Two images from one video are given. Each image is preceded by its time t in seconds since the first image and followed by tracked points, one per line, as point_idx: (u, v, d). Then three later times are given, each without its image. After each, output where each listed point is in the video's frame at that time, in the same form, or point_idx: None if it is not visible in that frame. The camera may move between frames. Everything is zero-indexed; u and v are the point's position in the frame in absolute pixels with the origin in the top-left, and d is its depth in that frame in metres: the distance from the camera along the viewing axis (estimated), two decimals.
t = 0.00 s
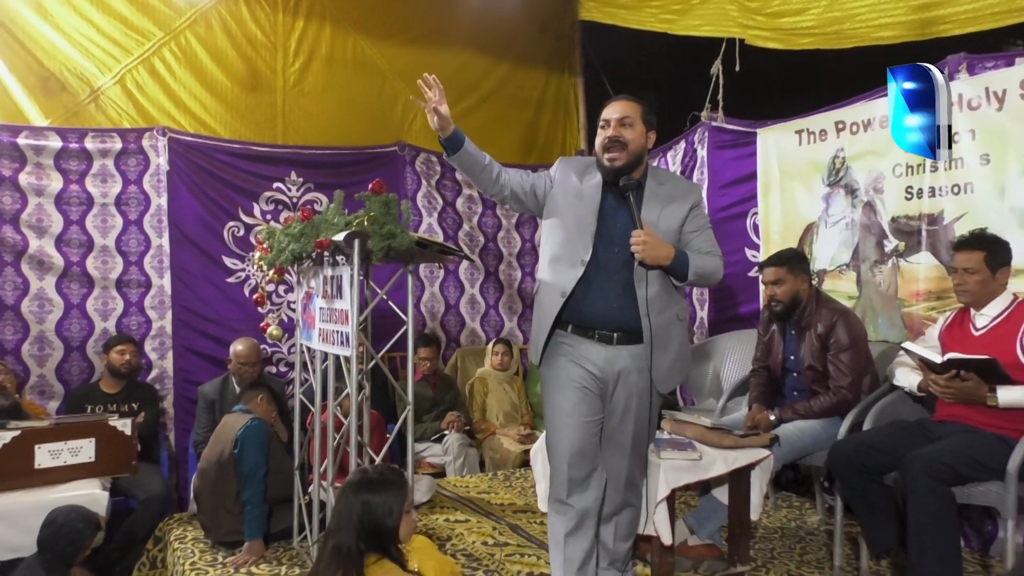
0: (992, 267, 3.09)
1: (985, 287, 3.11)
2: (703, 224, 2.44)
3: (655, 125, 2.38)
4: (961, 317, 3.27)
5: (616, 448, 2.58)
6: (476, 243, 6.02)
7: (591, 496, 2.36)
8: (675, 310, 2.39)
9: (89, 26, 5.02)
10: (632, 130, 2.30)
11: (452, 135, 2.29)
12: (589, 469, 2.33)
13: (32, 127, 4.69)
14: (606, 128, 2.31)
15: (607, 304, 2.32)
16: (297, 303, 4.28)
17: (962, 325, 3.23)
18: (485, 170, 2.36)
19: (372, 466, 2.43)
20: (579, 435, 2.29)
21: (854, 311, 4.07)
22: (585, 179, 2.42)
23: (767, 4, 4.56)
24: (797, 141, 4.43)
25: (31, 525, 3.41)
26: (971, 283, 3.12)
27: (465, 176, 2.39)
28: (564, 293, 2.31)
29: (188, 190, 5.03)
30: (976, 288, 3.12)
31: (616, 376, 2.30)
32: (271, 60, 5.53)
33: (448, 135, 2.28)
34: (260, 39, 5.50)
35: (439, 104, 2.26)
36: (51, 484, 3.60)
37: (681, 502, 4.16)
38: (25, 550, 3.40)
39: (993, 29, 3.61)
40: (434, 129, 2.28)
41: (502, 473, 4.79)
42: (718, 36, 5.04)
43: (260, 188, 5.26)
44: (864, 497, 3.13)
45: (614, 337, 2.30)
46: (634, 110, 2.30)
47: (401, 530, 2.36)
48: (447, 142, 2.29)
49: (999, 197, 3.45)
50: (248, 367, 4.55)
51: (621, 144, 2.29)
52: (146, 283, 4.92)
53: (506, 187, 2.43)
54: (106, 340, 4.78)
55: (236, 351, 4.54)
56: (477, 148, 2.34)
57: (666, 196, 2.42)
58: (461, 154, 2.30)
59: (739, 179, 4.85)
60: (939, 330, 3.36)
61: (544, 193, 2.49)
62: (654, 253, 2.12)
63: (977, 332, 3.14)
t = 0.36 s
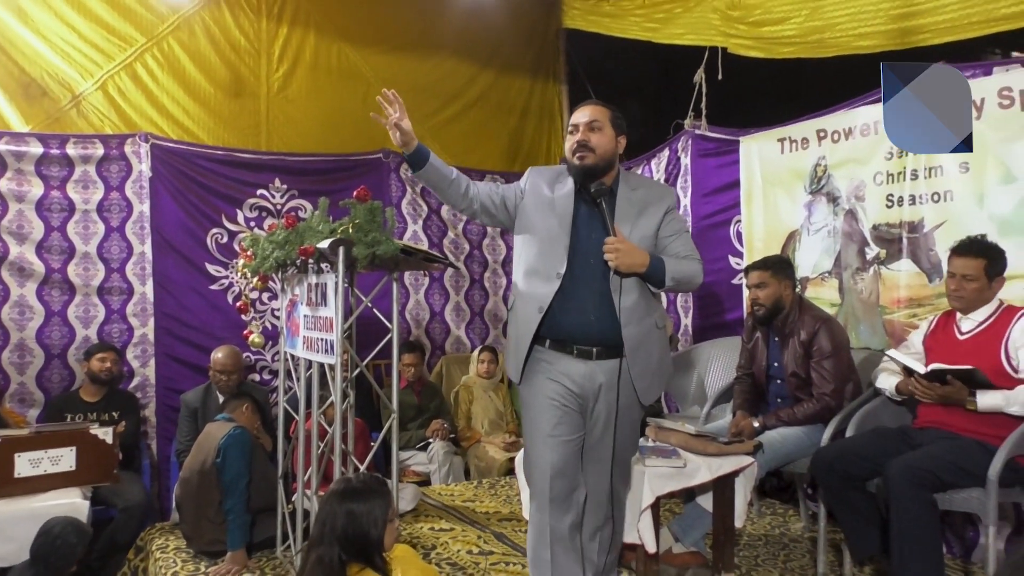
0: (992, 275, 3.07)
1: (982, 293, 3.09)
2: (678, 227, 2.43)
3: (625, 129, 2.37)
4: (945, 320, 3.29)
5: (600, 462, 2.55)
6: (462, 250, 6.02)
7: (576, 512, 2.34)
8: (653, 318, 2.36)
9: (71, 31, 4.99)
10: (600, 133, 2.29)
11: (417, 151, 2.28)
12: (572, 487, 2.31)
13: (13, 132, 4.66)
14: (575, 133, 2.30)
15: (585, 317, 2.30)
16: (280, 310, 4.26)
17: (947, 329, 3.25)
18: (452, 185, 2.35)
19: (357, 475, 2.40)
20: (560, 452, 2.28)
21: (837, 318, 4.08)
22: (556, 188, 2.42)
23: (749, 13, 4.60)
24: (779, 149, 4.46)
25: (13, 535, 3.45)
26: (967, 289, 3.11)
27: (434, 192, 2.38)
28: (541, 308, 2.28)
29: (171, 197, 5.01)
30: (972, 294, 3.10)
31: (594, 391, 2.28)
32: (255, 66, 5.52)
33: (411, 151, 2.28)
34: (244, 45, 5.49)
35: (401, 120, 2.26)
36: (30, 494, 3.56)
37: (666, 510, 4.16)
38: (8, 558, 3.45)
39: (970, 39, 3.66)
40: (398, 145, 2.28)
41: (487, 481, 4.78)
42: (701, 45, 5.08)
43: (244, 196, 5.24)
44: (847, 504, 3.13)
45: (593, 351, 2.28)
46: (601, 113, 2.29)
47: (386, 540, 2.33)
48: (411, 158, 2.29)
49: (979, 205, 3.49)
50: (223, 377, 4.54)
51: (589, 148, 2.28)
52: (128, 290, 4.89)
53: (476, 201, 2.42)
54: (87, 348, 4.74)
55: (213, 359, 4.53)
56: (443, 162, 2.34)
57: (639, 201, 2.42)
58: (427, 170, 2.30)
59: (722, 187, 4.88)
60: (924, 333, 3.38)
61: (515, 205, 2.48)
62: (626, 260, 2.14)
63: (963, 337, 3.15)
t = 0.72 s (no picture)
0: (983, 290, 3.10)
1: (979, 310, 3.12)
2: (659, 237, 2.29)
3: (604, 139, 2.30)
4: (948, 334, 3.28)
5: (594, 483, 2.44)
6: (459, 265, 6.01)
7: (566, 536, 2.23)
8: (638, 330, 2.23)
9: (69, 48, 5.01)
10: (576, 140, 2.22)
11: (399, 168, 2.22)
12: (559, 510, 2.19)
13: (11, 149, 4.67)
14: (551, 141, 2.23)
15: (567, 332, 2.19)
16: (277, 327, 4.26)
17: (950, 343, 3.25)
18: (433, 203, 2.28)
19: (356, 492, 2.39)
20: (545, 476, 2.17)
21: (834, 334, 4.09)
22: (533, 200, 2.35)
23: (746, 31, 4.62)
24: (776, 165, 4.48)
25: (7, 552, 3.36)
26: (964, 307, 3.13)
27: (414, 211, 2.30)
28: (523, 324, 2.19)
29: (169, 213, 5.02)
30: (969, 312, 3.12)
31: (576, 407, 2.16)
32: (253, 82, 5.54)
33: (397, 165, 2.22)
34: (242, 62, 5.51)
35: (390, 133, 2.20)
36: (24, 510, 3.54)
37: (664, 526, 4.14)
38: None
39: (964, 56, 3.68)
40: (386, 159, 2.22)
41: (484, 498, 4.76)
42: (698, 61, 5.10)
43: (241, 211, 5.25)
44: (846, 521, 3.12)
45: (573, 366, 2.17)
46: (578, 121, 2.23)
47: (383, 560, 2.31)
48: (396, 172, 2.22)
49: (975, 222, 3.49)
50: (223, 393, 4.54)
51: (565, 156, 2.21)
52: (125, 306, 4.88)
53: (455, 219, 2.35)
54: (84, 364, 4.73)
55: (212, 375, 4.51)
56: (423, 178, 2.27)
57: (617, 211, 2.31)
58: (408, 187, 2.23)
59: (719, 203, 4.88)
60: (926, 347, 3.38)
61: (494, 221, 2.41)
62: (599, 267, 2.01)
63: (965, 351, 3.15)
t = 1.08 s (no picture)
0: (970, 294, 3.12)
1: (966, 313, 3.14)
2: (664, 234, 2.19)
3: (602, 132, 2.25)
4: (941, 342, 3.28)
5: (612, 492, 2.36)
6: (460, 270, 6.01)
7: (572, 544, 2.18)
8: (638, 332, 2.16)
9: (70, 53, 5.02)
10: (572, 139, 2.18)
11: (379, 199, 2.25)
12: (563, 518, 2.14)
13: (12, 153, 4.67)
14: (545, 140, 2.20)
15: (565, 334, 2.14)
16: (278, 332, 4.26)
17: (943, 351, 3.24)
18: (421, 225, 2.30)
19: (357, 496, 2.39)
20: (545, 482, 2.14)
21: (835, 338, 4.09)
22: (532, 203, 2.33)
23: (746, 35, 4.63)
24: (777, 170, 4.48)
25: (7, 557, 3.35)
26: (952, 312, 3.15)
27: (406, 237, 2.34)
28: (529, 329, 2.16)
29: (169, 217, 5.02)
30: (967, 315, 3.13)
31: (569, 410, 2.13)
32: (253, 87, 5.55)
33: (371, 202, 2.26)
34: (243, 66, 5.51)
35: (351, 176, 2.22)
36: (26, 515, 3.52)
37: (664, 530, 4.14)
38: None
39: (964, 61, 3.69)
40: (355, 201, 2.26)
41: (484, 502, 4.76)
42: (698, 66, 5.10)
43: (242, 215, 5.25)
44: (847, 526, 3.12)
45: (565, 368, 2.13)
46: (573, 118, 2.19)
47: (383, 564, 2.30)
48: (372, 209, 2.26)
49: (975, 226, 3.50)
50: (226, 398, 4.53)
51: (560, 154, 2.17)
52: (126, 310, 4.89)
53: (454, 233, 2.37)
54: (84, 368, 4.73)
55: (212, 379, 4.51)
56: (406, 204, 2.30)
57: (616, 209, 2.25)
58: (391, 218, 2.26)
59: (720, 208, 4.89)
60: (922, 354, 3.38)
61: (494, 228, 2.41)
62: (599, 272, 1.92)
63: (958, 358, 3.15)
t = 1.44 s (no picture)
0: (962, 294, 3.11)
1: (958, 314, 3.13)
2: (694, 227, 1.98)
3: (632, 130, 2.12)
4: (940, 343, 3.27)
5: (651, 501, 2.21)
6: (460, 270, 6.02)
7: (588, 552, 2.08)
8: (657, 334, 1.99)
9: (70, 53, 5.02)
10: (596, 138, 2.07)
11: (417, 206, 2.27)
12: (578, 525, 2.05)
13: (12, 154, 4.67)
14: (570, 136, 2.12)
15: (579, 336, 2.03)
16: (278, 332, 4.25)
17: (943, 352, 3.23)
18: (459, 230, 2.32)
19: (356, 496, 2.39)
20: (558, 488, 2.06)
21: (835, 339, 4.09)
22: (563, 202, 2.24)
23: (746, 36, 4.63)
24: (777, 170, 4.48)
25: (6, 557, 3.38)
26: (944, 312, 3.15)
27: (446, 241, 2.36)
28: (546, 328, 2.07)
29: (169, 217, 5.02)
30: (965, 315, 3.13)
31: (580, 414, 2.02)
32: (253, 87, 5.55)
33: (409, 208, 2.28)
34: (243, 67, 5.51)
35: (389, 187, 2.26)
36: (27, 515, 3.53)
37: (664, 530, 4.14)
38: None
39: (963, 61, 3.69)
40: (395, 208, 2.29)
41: (484, 502, 4.76)
42: (698, 66, 5.10)
43: (242, 215, 5.25)
44: (847, 526, 3.12)
45: (577, 374, 2.04)
46: (603, 115, 2.08)
47: (383, 564, 2.30)
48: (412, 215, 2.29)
49: (976, 227, 3.50)
50: (222, 397, 4.55)
51: (582, 153, 2.07)
52: (126, 311, 4.88)
53: (492, 234, 2.37)
54: (84, 368, 4.73)
55: (212, 380, 4.51)
56: (444, 209, 2.32)
57: (642, 204, 2.08)
58: (430, 224, 2.29)
59: (720, 208, 4.90)
60: (921, 356, 3.38)
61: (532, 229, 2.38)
62: (602, 268, 1.80)
63: (956, 358, 3.15)
